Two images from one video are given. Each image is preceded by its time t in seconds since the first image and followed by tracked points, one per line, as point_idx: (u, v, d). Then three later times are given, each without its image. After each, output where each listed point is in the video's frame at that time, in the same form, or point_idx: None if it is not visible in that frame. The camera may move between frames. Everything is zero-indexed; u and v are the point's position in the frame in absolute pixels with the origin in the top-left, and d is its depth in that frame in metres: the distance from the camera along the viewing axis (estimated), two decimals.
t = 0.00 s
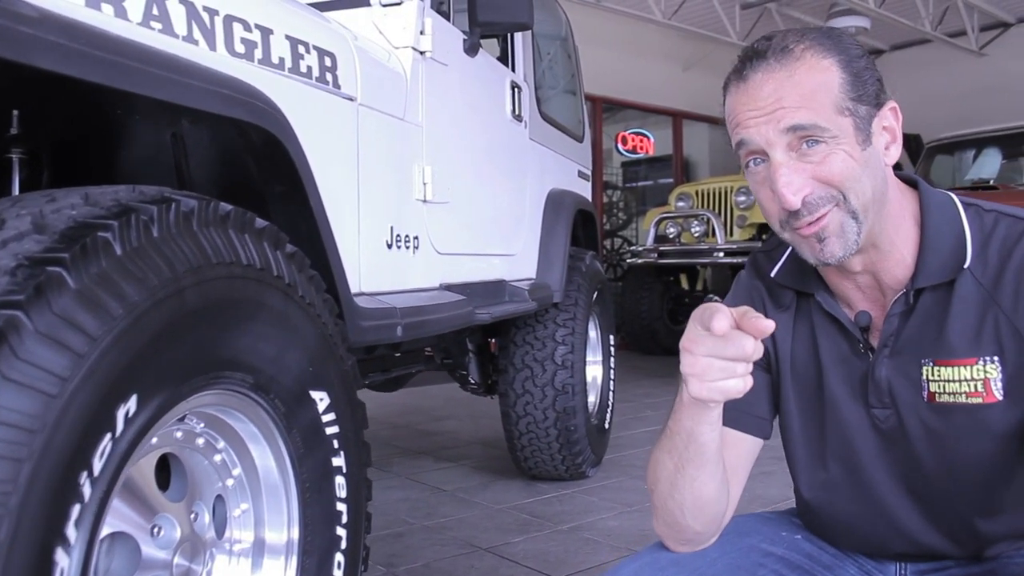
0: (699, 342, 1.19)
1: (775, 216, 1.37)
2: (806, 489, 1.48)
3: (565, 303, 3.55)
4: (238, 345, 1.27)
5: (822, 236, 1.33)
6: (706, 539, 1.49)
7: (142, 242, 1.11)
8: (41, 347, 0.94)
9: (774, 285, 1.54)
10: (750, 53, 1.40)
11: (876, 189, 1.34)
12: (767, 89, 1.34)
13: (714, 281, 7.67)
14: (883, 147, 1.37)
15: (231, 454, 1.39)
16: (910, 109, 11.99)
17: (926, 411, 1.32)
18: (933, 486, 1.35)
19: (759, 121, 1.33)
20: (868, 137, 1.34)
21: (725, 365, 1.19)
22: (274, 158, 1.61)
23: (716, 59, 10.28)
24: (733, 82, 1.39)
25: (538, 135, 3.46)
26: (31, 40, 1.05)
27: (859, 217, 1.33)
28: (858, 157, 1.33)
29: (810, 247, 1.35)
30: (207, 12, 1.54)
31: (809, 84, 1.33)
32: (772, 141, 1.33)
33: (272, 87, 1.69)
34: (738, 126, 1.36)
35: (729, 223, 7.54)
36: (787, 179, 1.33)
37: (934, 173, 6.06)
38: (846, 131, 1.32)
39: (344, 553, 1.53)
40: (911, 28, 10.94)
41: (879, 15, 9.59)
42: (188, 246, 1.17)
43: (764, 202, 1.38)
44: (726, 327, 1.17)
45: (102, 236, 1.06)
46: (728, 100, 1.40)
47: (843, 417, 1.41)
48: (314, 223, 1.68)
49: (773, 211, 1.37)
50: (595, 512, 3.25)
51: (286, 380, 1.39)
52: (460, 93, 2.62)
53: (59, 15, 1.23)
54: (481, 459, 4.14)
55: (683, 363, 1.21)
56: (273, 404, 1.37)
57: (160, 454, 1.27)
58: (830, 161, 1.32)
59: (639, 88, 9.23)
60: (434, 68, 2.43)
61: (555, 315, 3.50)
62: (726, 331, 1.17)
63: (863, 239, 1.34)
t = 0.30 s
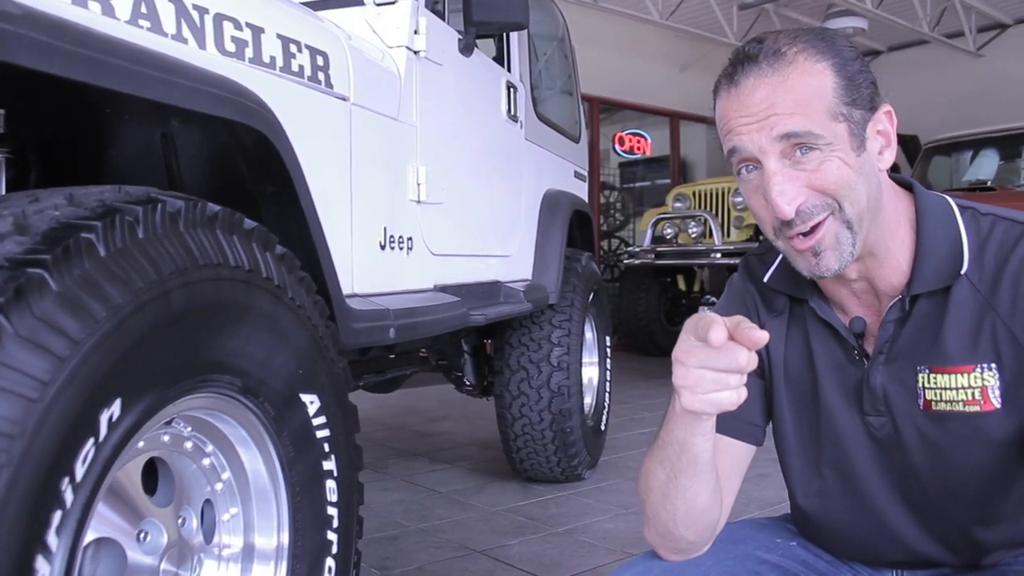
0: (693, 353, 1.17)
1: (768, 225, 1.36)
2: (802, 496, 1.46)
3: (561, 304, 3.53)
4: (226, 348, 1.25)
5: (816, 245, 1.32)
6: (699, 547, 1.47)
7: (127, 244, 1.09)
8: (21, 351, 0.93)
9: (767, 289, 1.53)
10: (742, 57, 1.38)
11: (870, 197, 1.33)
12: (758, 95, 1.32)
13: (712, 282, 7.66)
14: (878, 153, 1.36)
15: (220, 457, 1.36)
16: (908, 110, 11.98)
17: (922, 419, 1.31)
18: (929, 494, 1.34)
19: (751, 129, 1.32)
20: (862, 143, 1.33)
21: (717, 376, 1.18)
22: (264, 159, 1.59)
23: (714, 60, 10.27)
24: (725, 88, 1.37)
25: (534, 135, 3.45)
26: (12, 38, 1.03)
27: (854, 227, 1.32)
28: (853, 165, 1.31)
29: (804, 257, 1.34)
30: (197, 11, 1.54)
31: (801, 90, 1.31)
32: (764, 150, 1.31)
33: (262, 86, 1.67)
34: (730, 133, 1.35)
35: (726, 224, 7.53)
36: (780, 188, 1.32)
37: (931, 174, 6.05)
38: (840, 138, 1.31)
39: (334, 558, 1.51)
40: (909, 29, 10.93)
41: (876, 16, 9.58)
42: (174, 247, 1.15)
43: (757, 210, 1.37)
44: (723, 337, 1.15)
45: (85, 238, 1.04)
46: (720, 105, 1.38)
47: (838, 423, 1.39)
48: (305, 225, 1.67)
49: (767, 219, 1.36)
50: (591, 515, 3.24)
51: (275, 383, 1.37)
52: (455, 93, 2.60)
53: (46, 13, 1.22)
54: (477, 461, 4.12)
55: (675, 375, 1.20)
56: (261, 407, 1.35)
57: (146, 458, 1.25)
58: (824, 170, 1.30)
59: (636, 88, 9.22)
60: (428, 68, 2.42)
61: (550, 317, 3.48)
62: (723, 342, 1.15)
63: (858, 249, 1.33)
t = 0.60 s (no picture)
0: (689, 358, 1.17)
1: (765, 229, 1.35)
2: (801, 503, 1.46)
3: (561, 305, 3.52)
4: (221, 352, 1.24)
5: (815, 248, 1.31)
6: (697, 553, 1.47)
7: (119, 249, 1.08)
8: (12, 359, 0.92)
9: (765, 292, 1.52)
10: (737, 59, 1.37)
11: (869, 200, 1.33)
12: (755, 99, 1.31)
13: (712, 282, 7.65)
14: (876, 154, 1.35)
15: (216, 463, 1.36)
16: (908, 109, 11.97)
17: (921, 423, 1.30)
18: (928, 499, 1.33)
19: (748, 133, 1.31)
20: (861, 145, 1.32)
21: (713, 382, 1.17)
22: (260, 162, 1.58)
23: (714, 59, 10.25)
24: (720, 91, 1.36)
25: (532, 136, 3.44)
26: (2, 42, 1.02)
27: (854, 229, 1.31)
28: (851, 168, 1.30)
29: (805, 260, 1.33)
30: (191, 13, 1.53)
31: (798, 92, 1.30)
32: (762, 154, 1.30)
33: (257, 89, 1.67)
34: (726, 137, 1.34)
35: (726, 223, 7.52)
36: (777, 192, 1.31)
37: (932, 173, 6.04)
38: (838, 141, 1.30)
39: (332, 563, 1.51)
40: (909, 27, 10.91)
41: (876, 14, 9.57)
42: (167, 252, 1.14)
43: (754, 214, 1.36)
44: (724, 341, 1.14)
45: (77, 244, 1.04)
46: (717, 108, 1.37)
47: (837, 428, 1.39)
48: (301, 229, 1.66)
49: (764, 223, 1.35)
50: (591, 516, 3.23)
51: (270, 388, 1.36)
52: (452, 94, 2.59)
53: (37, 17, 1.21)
54: (476, 462, 4.11)
55: (671, 380, 1.19)
56: (258, 413, 1.35)
57: (142, 464, 1.24)
58: (823, 173, 1.29)
59: (636, 88, 9.20)
60: (425, 69, 2.41)
61: (549, 318, 3.48)
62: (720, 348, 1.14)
63: (857, 251, 1.32)
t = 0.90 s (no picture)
0: (626, 445, 1.05)
1: (768, 244, 1.36)
2: (805, 504, 1.47)
3: (560, 306, 3.52)
4: (220, 357, 1.24)
5: (817, 264, 1.32)
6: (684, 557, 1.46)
7: (118, 254, 1.08)
8: (10, 364, 0.93)
9: (769, 302, 1.53)
10: (743, 73, 1.35)
11: (873, 217, 1.32)
12: (760, 116, 1.30)
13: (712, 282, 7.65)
14: (880, 171, 1.34)
15: (215, 466, 1.36)
16: (908, 109, 11.96)
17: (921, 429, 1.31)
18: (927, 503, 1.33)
19: (753, 152, 1.30)
20: (866, 161, 1.31)
21: (645, 477, 1.05)
22: (259, 166, 1.58)
23: (714, 59, 10.24)
24: (725, 106, 1.35)
25: (532, 137, 3.43)
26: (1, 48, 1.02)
27: (855, 247, 1.32)
28: (855, 186, 1.30)
29: (804, 276, 1.34)
30: (190, 16, 1.55)
31: (803, 110, 1.29)
32: (765, 172, 1.30)
33: (257, 92, 1.67)
34: (731, 154, 1.33)
35: (727, 223, 7.52)
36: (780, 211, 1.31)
37: (932, 174, 6.04)
38: (843, 159, 1.29)
39: (331, 565, 1.50)
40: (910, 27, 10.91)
41: (876, 14, 9.56)
42: (166, 256, 1.14)
43: (757, 230, 1.36)
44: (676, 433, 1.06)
45: (75, 249, 1.04)
46: (721, 123, 1.35)
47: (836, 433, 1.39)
48: (300, 232, 1.66)
49: (767, 239, 1.35)
50: (591, 517, 3.23)
51: (270, 391, 1.36)
52: (451, 96, 2.60)
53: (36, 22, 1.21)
54: (476, 463, 4.11)
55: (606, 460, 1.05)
56: (258, 417, 1.35)
57: (141, 468, 1.24)
58: (826, 191, 1.29)
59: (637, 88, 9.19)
60: (425, 71, 2.41)
61: (549, 319, 3.47)
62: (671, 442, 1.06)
63: (858, 267, 1.33)
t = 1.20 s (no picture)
0: None
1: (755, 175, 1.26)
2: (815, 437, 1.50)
3: (559, 311, 3.53)
4: (219, 362, 1.25)
5: (800, 202, 1.23)
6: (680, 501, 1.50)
7: (117, 260, 1.09)
8: (9, 369, 0.93)
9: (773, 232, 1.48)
10: None
11: (866, 154, 1.22)
12: (750, 42, 1.18)
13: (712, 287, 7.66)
14: (877, 105, 1.22)
15: (213, 471, 1.36)
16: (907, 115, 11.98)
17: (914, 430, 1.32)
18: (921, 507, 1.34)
19: (740, 78, 1.19)
20: (862, 94, 1.20)
21: None
22: (259, 173, 1.59)
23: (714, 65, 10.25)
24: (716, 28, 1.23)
25: (530, 142, 3.44)
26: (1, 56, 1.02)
27: (840, 186, 1.22)
28: (846, 120, 1.19)
29: (787, 212, 1.25)
30: (189, 23, 1.55)
31: (795, 37, 1.17)
32: (750, 103, 1.19)
33: (256, 98, 1.68)
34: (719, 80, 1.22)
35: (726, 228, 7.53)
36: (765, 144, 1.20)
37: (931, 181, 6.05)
38: (836, 92, 1.18)
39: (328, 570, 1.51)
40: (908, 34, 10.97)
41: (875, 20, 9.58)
42: (164, 262, 1.15)
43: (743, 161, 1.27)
44: None
45: (75, 255, 1.04)
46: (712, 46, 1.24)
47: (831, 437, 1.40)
48: (298, 238, 1.67)
49: (752, 170, 1.26)
50: (589, 522, 3.23)
51: (267, 397, 1.37)
52: (450, 101, 2.61)
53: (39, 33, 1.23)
54: (475, 468, 4.12)
55: None
56: (255, 422, 1.36)
57: (139, 472, 1.25)
58: (815, 125, 1.18)
59: (637, 93, 9.20)
60: (424, 77, 2.42)
61: (548, 324, 3.48)
62: None
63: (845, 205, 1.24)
